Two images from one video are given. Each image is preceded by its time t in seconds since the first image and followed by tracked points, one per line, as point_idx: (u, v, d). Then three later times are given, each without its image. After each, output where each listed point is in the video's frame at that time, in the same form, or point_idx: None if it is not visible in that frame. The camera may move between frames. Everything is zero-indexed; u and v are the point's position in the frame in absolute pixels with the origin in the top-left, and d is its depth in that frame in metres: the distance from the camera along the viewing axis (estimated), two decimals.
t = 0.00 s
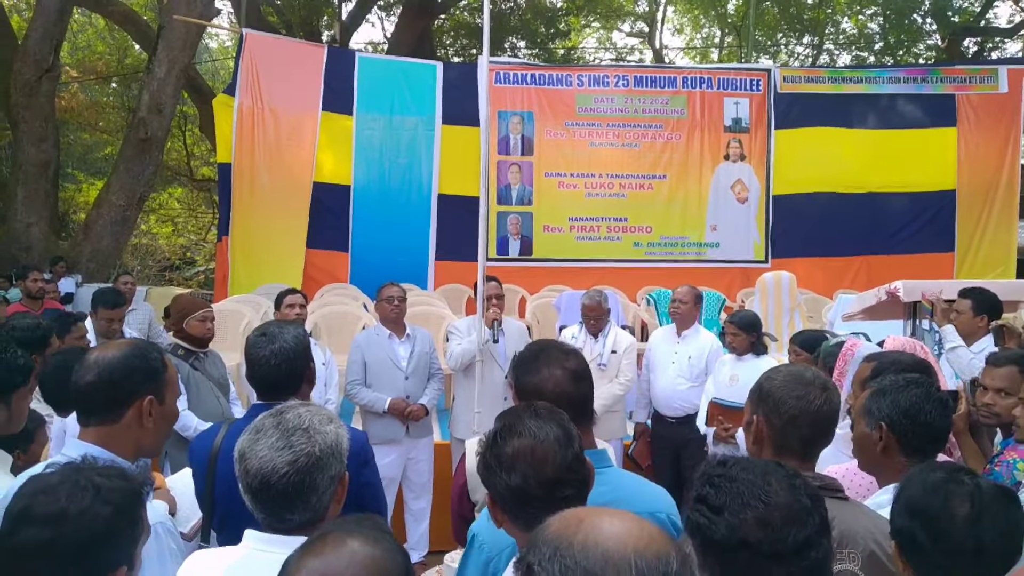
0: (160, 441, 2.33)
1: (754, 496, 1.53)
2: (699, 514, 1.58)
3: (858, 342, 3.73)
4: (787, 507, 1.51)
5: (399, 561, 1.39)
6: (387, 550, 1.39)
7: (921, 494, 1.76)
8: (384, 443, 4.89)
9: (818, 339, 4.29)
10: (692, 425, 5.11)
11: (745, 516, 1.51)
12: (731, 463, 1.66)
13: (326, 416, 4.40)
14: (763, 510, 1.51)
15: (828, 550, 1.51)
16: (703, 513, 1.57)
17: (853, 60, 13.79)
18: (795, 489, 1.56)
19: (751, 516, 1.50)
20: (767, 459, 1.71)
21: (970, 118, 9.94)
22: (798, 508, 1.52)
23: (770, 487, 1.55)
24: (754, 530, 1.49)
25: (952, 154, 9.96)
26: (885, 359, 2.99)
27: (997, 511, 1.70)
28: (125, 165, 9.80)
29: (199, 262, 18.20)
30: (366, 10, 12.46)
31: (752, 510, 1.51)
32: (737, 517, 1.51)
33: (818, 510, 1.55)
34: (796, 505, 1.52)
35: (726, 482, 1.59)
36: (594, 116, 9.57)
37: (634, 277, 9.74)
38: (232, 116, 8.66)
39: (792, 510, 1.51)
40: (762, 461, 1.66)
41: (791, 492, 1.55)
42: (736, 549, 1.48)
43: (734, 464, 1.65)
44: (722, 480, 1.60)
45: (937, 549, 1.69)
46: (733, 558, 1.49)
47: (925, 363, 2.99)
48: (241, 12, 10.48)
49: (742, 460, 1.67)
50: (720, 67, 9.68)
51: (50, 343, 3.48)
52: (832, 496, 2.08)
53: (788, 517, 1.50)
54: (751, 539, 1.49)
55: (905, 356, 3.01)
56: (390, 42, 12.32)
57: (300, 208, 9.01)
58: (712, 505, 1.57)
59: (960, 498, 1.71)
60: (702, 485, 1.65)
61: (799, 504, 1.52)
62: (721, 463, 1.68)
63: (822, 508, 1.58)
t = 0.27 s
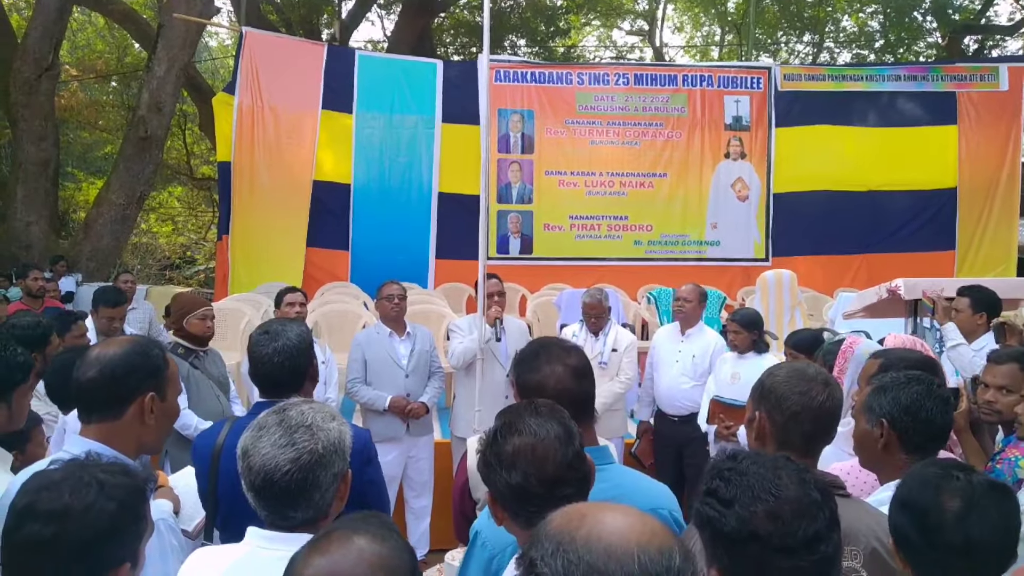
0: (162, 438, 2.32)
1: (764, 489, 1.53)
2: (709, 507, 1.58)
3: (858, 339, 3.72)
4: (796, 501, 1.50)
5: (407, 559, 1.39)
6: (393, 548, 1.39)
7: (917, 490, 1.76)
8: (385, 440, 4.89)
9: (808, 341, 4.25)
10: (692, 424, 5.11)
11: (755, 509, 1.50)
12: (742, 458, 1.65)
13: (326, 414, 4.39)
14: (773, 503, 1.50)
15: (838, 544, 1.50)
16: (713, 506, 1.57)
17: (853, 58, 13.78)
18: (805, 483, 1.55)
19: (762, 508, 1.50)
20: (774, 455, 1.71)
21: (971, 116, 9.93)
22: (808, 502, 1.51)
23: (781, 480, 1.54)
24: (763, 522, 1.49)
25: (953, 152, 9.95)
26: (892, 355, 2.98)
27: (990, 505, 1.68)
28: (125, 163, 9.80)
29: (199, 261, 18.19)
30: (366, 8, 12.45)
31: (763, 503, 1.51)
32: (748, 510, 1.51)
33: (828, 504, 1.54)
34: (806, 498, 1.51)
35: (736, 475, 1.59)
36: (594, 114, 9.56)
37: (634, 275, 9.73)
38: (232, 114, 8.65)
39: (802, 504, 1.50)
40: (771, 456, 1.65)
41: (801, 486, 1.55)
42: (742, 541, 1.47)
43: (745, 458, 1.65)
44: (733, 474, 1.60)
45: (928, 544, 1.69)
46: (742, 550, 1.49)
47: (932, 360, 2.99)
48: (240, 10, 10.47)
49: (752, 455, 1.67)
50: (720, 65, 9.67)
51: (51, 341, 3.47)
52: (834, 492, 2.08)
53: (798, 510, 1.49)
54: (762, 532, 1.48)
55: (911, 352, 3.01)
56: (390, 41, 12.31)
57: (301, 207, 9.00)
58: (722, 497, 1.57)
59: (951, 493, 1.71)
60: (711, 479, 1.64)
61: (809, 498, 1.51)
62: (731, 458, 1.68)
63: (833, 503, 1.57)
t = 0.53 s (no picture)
0: (164, 438, 2.32)
1: (765, 488, 1.53)
2: (709, 508, 1.57)
3: (859, 339, 3.72)
4: (797, 499, 1.51)
5: (412, 558, 1.39)
6: (399, 548, 1.38)
7: (918, 490, 1.76)
8: (386, 441, 4.89)
9: (808, 341, 4.25)
10: (694, 425, 5.10)
11: (756, 508, 1.50)
12: (741, 458, 1.65)
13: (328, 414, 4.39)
14: (774, 502, 1.50)
15: (839, 541, 1.51)
16: (713, 507, 1.57)
17: (855, 60, 13.79)
18: (805, 482, 1.55)
19: (763, 508, 1.50)
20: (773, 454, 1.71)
21: (973, 117, 9.92)
22: (809, 500, 1.51)
23: (781, 479, 1.54)
24: (765, 521, 1.49)
25: (954, 153, 9.94)
26: (903, 353, 2.99)
27: (992, 505, 1.68)
28: (127, 164, 9.80)
29: (201, 262, 18.20)
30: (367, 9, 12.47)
31: (764, 502, 1.51)
32: (749, 509, 1.51)
33: (828, 501, 1.54)
34: (806, 496, 1.52)
35: (735, 476, 1.59)
36: (595, 115, 9.56)
37: (636, 276, 9.73)
38: (233, 115, 8.66)
39: (803, 502, 1.50)
40: (770, 455, 1.65)
41: (801, 485, 1.55)
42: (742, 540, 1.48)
43: (743, 458, 1.65)
44: (732, 475, 1.60)
45: (927, 544, 1.69)
46: (744, 550, 1.49)
47: (943, 360, 2.99)
48: (242, 11, 10.47)
49: (751, 455, 1.67)
50: (722, 66, 9.67)
51: (53, 342, 3.47)
52: (837, 492, 2.08)
53: (799, 508, 1.49)
54: (763, 530, 1.48)
55: (922, 351, 3.01)
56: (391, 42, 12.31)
57: (303, 207, 9.01)
58: (723, 498, 1.56)
59: (952, 493, 1.71)
60: (711, 480, 1.64)
61: (809, 496, 1.52)
62: (730, 458, 1.68)
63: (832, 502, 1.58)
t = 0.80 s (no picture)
0: (166, 438, 2.31)
1: (755, 488, 1.52)
2: (701, 511, 1.56)
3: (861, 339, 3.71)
4: (789, 498, 1.50)
5: (419, 558, 1.38)
6: (405, 548, 1.37)
7: (920, 493, 1.75)
8: (387, 440, 4.88)
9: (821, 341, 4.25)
10: (696, 425, 5.09)
11: (747, 509, 1.50)
12: (730, 459, 1.64)
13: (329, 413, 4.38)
14: (765, 502, 1.50)
15: (832, 538, 1.50)
16: (704, 509, 1.56)
17: (855, 59, 13.78)
18: (795, 480, 1.55)
19: (754, 509, 1.49)
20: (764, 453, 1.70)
21: (974, 117, 9.91)
22: (799, 498, 1.51)
23: (771, 479, 1.54)
24: (757, 522, 1.48)
25: (955, 153, 9.93)
26: (918, 350, 2.98)
27: (993, 506, 1.66)
28: (127, 164, 9.79)
29: (201, 262, 18.19)
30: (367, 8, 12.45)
31: (755, 502, 1.50)
32: (740, 510, 1.50)
33: (819, 499, 1.54)
34: (798, 495, 1.51)
35: (725, 478, 1.58)
36: (596, 114, 9.55)
37: (636, 276, 9.72)
38: (234, 114, 8.65)
39: (794, 501, 1.50)
40: (760, 456, 1.65)
41: (791, 484, 1.54)
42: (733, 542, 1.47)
43: (733, 459, 1.63)
44: (723, 476, 1.58)
45: (928, 545, 1.68)
46: (737, 552, 1.48)
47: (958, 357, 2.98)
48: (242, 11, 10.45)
49: (740, 456, 1.65)
50: (723, 66, 9.66)
51: (53, 341, 3.47)
52: (841, 493, 2.07)
53: (790, 508, 1.49)
54: (756, 531, 1.48)
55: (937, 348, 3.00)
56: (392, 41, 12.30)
57: (303, 207, 9.00)
58: (713, 501, 1.55)
59: (954, 495, 1.70)
60: (701, 483, 1.63)
61: (800, 494, 1.51)
62: (719, 460, 1.67)
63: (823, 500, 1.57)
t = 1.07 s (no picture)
0: (168, 443, 2.31)
1: (738, 491, 1.54)
2: (686, 515, 1.58)
3: (863, 344, 3.71)
4: (771, 500, 1.52)
5: (426, 563, 1.37)
6: (412, 553, 1.37)
7: (919, 496, 1.75)
8: (388, 445, 4.87)
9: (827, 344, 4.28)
10: (696, 429, 5.09)
11: (731, 511, 1.51)
12: (714, 464, 1.65)
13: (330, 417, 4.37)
14: (748, 504, 1.51)
15: (814, 539, 1.52)
16: (690, 513, 1.58)
17: (855, 64, 13.97)
18: (777, 481, 1.57)
19: (737, 512, 1.51)
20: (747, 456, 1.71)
21: (974, 121, 9.92)
22: (782, 499, 1.52)
23: (754, 482, 1.55)
24: (740, 524, 1.50)
25: (955, 158, 9.94)
26: (929, 354, 2.99)
27: (994, 511, 1.65)
28: (128, 167, 9.80)
29: (201, 265, 18.22)
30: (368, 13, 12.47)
31: (738, 505, 1.52)
32: (724, 513, 1.52)
33: (801, 500, 1.55)
34: (779, 496, 1.53)
35: (709, 482, 1.59)
36: (596, 119, 9.56)
37: (636, 280, 9.72)
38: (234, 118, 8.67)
39: (776, 503, 1.51)
40: (743, 459, 1.66)
41: (774, 485, 1.56)
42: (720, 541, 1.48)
43: (717, 463, 1.65)
44: (706, 481, 1.60)
45: (929, 549, 1.68)
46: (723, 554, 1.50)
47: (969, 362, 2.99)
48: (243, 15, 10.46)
49: (724, 460, 1.67)
50: (723, 71, 9.67)
51: (54, 345, 3.46)
52: (844, 498, 2.07)
53: (772, 508, 1.50)
54: (740, 533, 1.49)
55: (948, 352, 3.01)
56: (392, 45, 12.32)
57: (304, 211, 9.00)
58: (699, 504, 1.57)
59: (954, 499, 1.69)
60: (686, 487, 1.64)
61: (782, 495, 1.52)
62: (705, 464, 1.68)
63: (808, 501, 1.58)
